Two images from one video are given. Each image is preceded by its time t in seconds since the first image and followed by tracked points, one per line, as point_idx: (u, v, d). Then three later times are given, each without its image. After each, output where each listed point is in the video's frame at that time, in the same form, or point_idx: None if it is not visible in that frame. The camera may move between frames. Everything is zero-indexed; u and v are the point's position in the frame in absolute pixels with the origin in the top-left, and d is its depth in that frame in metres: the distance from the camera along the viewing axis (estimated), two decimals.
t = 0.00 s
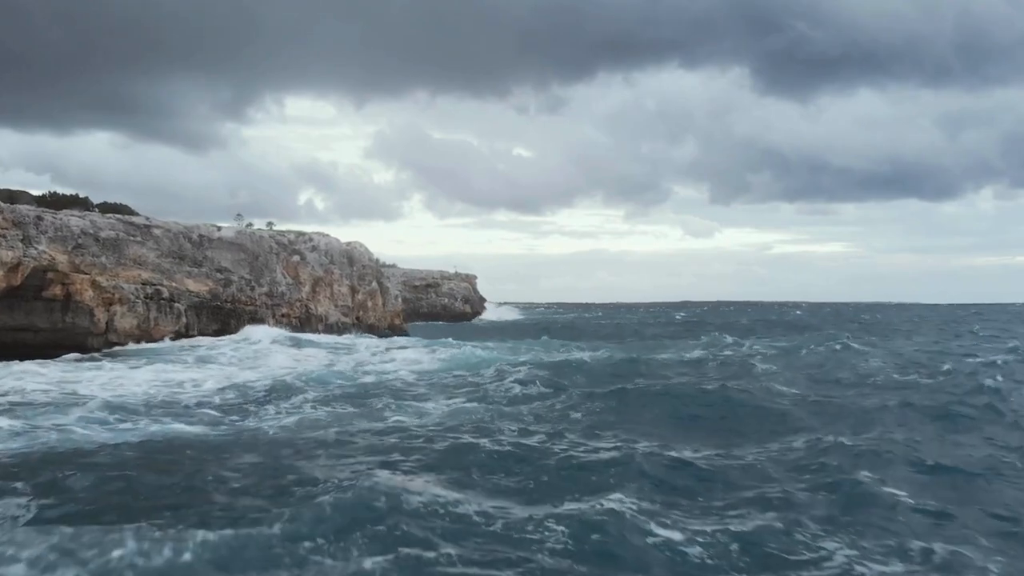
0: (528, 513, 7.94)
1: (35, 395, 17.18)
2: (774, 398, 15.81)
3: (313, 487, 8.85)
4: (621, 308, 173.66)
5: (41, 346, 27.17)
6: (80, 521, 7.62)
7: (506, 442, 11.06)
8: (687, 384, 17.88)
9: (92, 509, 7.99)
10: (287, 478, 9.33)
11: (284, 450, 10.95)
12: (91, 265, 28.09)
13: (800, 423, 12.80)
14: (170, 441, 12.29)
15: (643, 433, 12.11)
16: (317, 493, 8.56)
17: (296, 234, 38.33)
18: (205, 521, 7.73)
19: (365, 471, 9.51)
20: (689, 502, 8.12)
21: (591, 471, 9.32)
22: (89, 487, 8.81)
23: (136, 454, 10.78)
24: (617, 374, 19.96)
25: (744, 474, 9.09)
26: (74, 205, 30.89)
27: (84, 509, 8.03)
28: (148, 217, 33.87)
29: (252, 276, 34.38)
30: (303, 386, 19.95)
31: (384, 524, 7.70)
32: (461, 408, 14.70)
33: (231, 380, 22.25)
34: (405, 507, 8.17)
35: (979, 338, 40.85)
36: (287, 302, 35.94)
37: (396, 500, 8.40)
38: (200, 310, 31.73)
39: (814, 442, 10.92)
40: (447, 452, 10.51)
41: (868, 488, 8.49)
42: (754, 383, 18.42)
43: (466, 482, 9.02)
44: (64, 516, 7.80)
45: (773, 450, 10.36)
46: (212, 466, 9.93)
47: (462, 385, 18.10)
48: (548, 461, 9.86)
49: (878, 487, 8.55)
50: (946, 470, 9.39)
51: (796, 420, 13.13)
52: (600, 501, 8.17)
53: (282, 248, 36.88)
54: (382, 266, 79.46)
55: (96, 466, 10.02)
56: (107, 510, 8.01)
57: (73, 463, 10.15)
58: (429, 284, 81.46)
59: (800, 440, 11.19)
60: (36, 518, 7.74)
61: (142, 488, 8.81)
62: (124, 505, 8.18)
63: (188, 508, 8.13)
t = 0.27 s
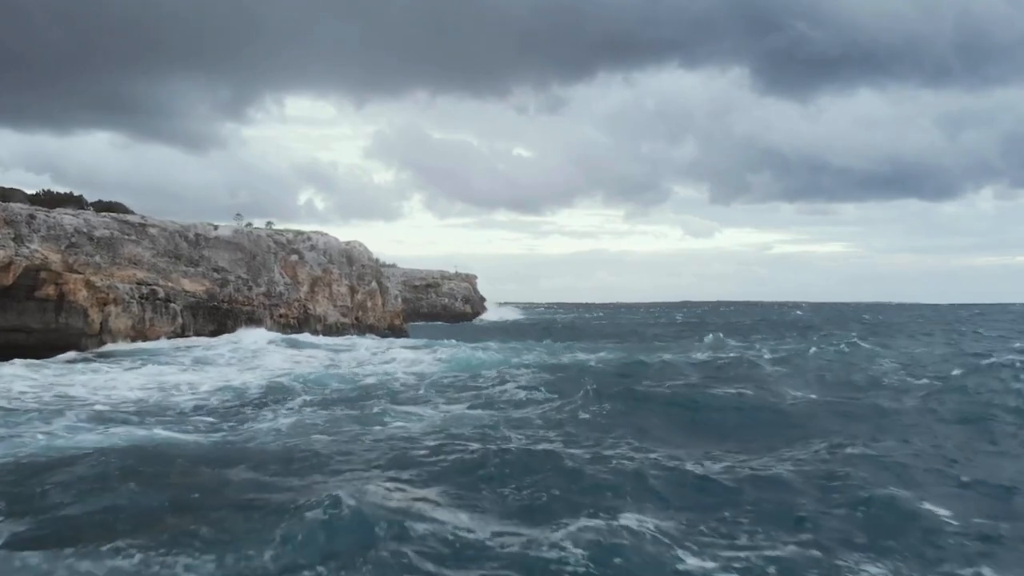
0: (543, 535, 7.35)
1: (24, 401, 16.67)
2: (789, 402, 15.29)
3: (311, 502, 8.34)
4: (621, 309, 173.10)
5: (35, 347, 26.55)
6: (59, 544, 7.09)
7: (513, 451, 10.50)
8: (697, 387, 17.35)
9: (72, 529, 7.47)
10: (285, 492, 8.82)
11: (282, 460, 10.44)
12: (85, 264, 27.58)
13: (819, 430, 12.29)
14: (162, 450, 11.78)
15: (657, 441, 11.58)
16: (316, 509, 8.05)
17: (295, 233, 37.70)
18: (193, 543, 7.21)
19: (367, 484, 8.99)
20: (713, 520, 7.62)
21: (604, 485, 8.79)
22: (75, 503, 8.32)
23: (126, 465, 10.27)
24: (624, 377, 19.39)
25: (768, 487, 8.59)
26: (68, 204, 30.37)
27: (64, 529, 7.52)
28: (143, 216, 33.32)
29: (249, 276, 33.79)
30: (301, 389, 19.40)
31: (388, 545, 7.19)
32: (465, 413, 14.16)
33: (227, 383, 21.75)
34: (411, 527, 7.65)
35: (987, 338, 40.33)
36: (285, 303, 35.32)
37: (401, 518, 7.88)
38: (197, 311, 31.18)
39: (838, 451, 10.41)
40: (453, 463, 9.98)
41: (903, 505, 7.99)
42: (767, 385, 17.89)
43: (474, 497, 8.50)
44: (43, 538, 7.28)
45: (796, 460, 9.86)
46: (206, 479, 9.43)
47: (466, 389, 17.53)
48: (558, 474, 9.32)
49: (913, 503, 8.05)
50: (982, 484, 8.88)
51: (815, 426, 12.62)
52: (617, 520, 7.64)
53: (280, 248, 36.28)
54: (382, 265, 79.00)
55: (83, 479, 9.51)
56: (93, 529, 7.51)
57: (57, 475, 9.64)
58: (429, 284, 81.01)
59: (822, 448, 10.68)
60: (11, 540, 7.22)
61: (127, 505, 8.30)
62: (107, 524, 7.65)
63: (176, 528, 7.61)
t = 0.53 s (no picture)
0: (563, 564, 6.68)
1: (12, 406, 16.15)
2: (805, 406, 14.74)
3: (307, 522, 7.81)
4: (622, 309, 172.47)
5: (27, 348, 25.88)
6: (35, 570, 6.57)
7: (521, 463, 9.90)
8: (707, 390, 16.79)
9: (50, 553, 6.94)
10: (281, 509, 8.31)
11: (276, 471, 9.90)
12: (79, 264, 27.06)
13: (839, 437, 11.75)
14: (151, 460, 11.25)
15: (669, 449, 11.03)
16: (311, 530, 7.49)
17: (292, 233, 37.00)
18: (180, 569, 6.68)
19: (366, 502, 8.38)
20: (739, 541, 7.12)
21: (620, 502, 8.23)
22: (55, 522, 7.79)
23: (112, 476, 9.76)
24: (630, 379, 18.80)
25: (795, 503, 8.07)
26: (62, 202, 29.83)
27: (42, 552, 6.99)
28: (139, 215, 32.78)
29: (246, 276, 33.13)
30: (298, 392, 18.86)
31: None
32: (468, 420, 13.58)
33: (223, 386, 21.22)
34: (414, 551, 7.11)
35: (997, 339, 39.70)
36: (283, 303, 34.57)
37: (402, 540, 7.35)
38: (192, 311, 30.63)
39: (863, 463, 9.88)
40: (457, 476, 9.42)
41: (940, 523, 7.48)
42: (779, 388, 17.33)
43: (480, 515, 7.97)
44: (18, 563, 6.75)
45: (821, 471, 9.33)
46: (196, 493, 8.91)
47: (465, 393, 16.91)
48: (569, 490, 8.72)
49: (952, 522, 7.54)
50: (1021, 500, 8.35)
51: (835, 433, 12.10)
52: (637, 543, 7.08)
53: (278, 247, 35.57)
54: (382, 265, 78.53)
55: (68, 494, 9.00)
56: (74, 552, 7.01)
57: (38, 488, 9.11)
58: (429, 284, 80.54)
59: (846, 458, 10.15)
60: None
61: (110, 525, 7.77)
62: (87, 547, 7.12)
63: (162, 551, 7.08)
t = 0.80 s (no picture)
0: None
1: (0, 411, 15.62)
2: (819, 411, 14.25)
3: (301, 549, 7.17)
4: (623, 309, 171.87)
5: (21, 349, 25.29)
6: None
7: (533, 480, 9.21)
8: (717, 394, 16.30)
9: None
10: (275, 526, 7.85)
11: (271, 482, 9.43)
12: (72, 263, 26.57)
13: (859, 445, 11.27)
14: (141, 468, 10.78)
15: (682, 458, 10.54)
16: (301, 562, 6.79)
17: (290, 232, 36.09)
18: None
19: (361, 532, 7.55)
20: (767, 563, 6.62)
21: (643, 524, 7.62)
22: (33, 545, 7.25)
23: (99, 487, 9.30)
24: (638, 382, 18.26)
25: (827, 523, 7.52)
26: (55, 201, 29.29)
27: None
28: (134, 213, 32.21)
29: (244, 276, 32.25)
30: (296, 395, 18.37)
31: None
32: (470, 427, 13.02)
33: (219, 388, 20.67)
34: None
35: (1003, 340, 39.24)
36: (281, 303, 33.46)
37: (405, 561, 6.88)
38: (188, 312, 29.99)
39: (888, 474, 9.40)
40: (461, 489, 8.93)
41: (977, 542, 7.03)
42: (791, 392, 16.83)
43: (487, 532, 7.50)
44: None
45: (844, 484, 8.87)
46: (186, 507, 8.44)
47: (468, 397, 16.34)
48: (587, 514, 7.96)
49: (990, 541, 7.07)
50: None
51: (854, 441, 11.62)
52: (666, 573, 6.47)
53: (276, 247, 34.61)
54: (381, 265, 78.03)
55: (51, 507, 8.55)
56: None
57: (19, 502, 8.57)
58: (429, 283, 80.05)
59: (869, 469, 9.66)
60: None
61: (93, 547, 7.23)
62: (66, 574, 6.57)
63: None
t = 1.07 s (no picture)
0: None
1: None
2: (835, 416, 13.77)
3: None
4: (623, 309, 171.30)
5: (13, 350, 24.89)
6: None
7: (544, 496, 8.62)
8: (728, 397, 15.81)
9: None
10: (269, 546, 7.34)
11: (267, 494, 8.96)
12: (65, 262, 26.08)
13: (881, 454, 10.79)
14: (131, 477, 10.31)
15: (699, 466, 10.07)
16: None
17: (288, 231, 35.24)
18: None
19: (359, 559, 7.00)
20: None
21: (661, 547, 7.07)
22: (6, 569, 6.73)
23: (86, 499, 8.84)
24: (645, 384, 17.75)
25: (861, 546, 6.97)
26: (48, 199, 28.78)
27: None
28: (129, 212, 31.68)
29: (240, 276, 31.44)
30: (295, 397, 17.87)
31: None
32: (475, 434, 12.49)
33: (214, 390, 20.15)
34: None
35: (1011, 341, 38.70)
36: (279, 303, 32.39)
37: None
38: (184, 312, 29.37)
39: (915, 488, 8.93)
40: (466, 505, 8.39)
41: None
42: (803, 395, 16.35)
43: (494, 554, 6.99)
44: None
45: (871, 499, 8.39)
46: (176, 523, 7.98)
47: (472, 401, 15.79)
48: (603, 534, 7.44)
49: None
50: None
51: (876, 449, 11.09)
52: None
53: (273, 246, 33.74)
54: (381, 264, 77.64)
55: (30, 523, 8.04)
56: None
57: None
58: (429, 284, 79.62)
59: (896, 482, 9.19)
60: None
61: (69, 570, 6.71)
62: None
63: None
